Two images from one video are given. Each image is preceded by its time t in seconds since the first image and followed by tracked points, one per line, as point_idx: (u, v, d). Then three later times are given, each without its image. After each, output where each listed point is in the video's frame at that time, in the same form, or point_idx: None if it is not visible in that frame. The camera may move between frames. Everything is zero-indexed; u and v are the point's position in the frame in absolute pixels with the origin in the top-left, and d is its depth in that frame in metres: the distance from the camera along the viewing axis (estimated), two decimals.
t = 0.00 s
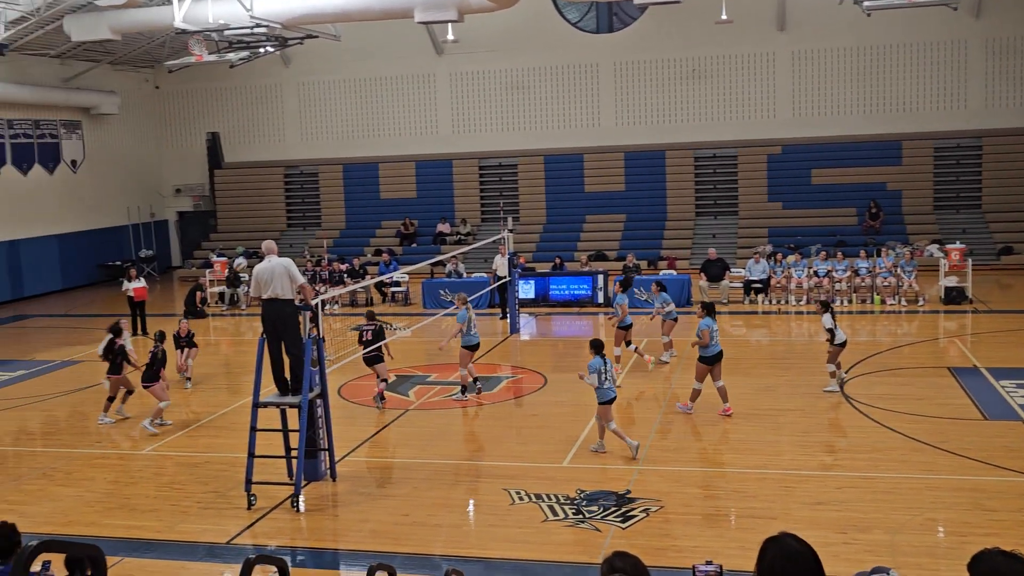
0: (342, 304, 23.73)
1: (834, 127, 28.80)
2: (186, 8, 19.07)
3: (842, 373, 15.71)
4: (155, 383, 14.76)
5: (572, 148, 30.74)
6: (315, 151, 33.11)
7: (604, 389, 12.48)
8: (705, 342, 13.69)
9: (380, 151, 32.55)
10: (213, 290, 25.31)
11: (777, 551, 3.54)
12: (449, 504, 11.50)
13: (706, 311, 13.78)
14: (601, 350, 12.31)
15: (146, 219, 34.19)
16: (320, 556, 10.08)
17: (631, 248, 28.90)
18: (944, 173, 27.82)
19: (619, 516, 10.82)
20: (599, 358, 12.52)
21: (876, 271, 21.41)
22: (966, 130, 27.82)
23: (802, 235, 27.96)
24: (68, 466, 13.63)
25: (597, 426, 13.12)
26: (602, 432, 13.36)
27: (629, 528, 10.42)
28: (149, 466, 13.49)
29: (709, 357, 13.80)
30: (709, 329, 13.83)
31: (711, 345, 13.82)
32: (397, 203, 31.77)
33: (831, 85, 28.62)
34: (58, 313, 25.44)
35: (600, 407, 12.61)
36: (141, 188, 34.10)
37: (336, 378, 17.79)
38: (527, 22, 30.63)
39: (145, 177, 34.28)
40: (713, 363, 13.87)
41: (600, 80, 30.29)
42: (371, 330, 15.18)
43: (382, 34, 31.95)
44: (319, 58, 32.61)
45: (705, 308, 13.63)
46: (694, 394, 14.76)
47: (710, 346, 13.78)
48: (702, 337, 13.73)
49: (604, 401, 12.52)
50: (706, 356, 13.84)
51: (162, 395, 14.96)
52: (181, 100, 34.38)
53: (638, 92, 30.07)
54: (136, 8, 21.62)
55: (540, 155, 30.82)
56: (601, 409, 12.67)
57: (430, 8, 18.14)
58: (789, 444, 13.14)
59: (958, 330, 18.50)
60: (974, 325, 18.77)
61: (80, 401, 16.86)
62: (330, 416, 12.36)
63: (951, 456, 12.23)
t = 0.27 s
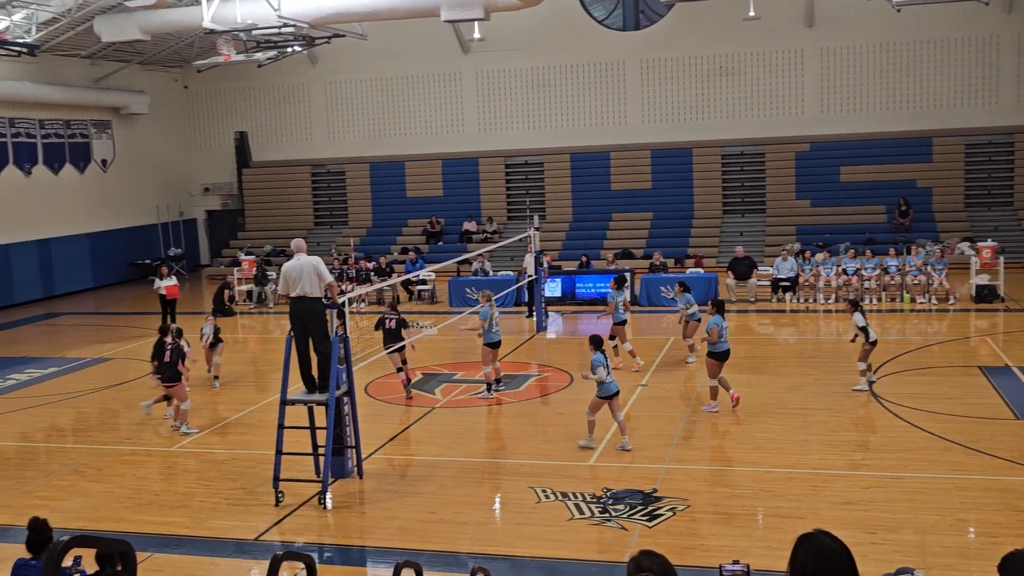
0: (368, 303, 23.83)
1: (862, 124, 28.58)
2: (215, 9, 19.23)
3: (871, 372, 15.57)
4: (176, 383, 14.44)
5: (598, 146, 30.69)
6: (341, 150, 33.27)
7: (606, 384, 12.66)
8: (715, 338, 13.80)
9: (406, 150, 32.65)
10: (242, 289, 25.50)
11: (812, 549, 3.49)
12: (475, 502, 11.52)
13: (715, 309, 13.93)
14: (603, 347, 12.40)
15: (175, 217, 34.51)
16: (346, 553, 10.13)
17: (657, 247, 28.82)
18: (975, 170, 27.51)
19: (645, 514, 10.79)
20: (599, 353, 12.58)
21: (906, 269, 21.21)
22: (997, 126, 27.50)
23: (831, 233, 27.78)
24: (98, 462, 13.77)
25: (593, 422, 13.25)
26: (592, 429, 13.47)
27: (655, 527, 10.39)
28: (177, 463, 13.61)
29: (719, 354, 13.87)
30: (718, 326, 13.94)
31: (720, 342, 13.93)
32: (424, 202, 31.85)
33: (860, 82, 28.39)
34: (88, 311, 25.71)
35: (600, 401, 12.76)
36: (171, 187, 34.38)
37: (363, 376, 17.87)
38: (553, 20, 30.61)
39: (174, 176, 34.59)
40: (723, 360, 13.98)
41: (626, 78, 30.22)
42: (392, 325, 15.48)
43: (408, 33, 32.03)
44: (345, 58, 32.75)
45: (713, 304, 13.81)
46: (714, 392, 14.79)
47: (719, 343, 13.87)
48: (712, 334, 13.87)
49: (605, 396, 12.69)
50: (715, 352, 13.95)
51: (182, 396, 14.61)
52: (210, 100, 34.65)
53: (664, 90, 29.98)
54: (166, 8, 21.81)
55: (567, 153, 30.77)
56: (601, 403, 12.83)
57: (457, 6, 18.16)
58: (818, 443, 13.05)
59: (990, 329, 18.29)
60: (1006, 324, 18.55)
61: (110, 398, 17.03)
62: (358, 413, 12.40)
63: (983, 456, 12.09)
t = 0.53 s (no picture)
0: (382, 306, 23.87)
1: (878, 127, 28.49)
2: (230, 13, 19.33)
3: (887, 376, 15.50)
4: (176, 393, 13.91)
5: (612, 149, 30.68)
6: (356, 154, 33.37)
7: (589, 384, 12.94)
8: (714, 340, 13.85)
9: (420, 153, 32.70)
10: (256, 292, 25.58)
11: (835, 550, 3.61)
12: (489, 505, 11.51)
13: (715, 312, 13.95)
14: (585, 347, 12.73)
15: (189, 220, 34.66)
16: (360, 555, 10.13)
17: (671, 250, 28.75)
18: (992, 173, 27.32)
19: (659, 518, 10.76)
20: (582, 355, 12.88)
21: (922, 273, 21.08)
22: (1014, 128, 27.32)
23: (846, 236, 27.62)
24: (113, 464, 13.84)
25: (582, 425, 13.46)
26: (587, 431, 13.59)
27: (669, 531, 10.37)
28: (192, 465, 13.66)
29: (719, 355, 13.88)
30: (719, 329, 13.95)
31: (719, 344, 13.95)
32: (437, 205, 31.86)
33: (875, 85, 28.30)
34: (104, 313, 25.85)
35: (584, 401, 13.01)
36: (187, 191, 34.57)
37: (377, 379, 17.90)
38: (567, 22, 30.61)
39: (189, 179, 34.75)
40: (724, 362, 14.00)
41: (640, 81, 30.21)
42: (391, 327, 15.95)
43: (422, 37, 32.08)
44: (360, 61, 32.86)
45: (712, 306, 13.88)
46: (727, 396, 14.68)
47: (719, 345, 13.90)
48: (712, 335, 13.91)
49: (588, 395, 12.96)
50: (715, 353, 13.99)
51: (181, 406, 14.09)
52: (225, 103, 34.82)
53: (677, 93, 29.95)
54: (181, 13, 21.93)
55: (580, 156, 30.75)
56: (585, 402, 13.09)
57: (470, 9, 18.22)
58: (833, 447, 13.00)
59: (1006, 333, 18.16)
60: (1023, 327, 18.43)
61: (125, 400, 17.11)
62: (371, 417, 12.41)
63: (1000, 461, 12.01)
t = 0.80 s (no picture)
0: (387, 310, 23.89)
1: (884, 131, 28.44)
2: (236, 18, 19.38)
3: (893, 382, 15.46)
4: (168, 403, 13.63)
5: (618, 154, 30.67)
6: (362, 159, 33.43)
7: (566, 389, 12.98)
8: (709, 342, 14.09)
9: (427, 158, 32.73)
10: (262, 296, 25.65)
11: (847, 555, 3.75)
12: (494, 510, 11.50)
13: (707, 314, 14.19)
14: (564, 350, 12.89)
15: (196, 224, 34.73)
16: (365, 560, 10.13)
17: (677, 255, 28.74)
18: (999, 178, 27.26)
19: (665, 524, 10.74)
20: (561, 358, 13.07)
21: (929, 278, 21.03)
22: (1021, 133, 27.27)
23: (853, 241, 27.59)
24: (119, 468, 13.86)
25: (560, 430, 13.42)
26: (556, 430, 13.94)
27: (675, 536, 10.35)
28: (198, 469, 13.67)
29: (712, 358, 14.21)
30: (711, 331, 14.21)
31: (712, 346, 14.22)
32: (443, 210, 31.88)
33: (882, 90, 28.26)
34: (110, 318, 25.92)
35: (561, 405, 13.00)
36: (194, 195, 34.67)
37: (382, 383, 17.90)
38: (573, 27, 30.62)
39: (195, 184, 34.82)
40: (716, 364, 14.30)
41: (646, 86, 30.20)
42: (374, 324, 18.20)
43: (429, 42, 32.13)
44: (366, 66, 32.91)
45: (706, 309, 14.07)
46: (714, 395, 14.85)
47: (713, 347, 14.18)
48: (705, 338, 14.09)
49: (565, 400, 12.96)
50: (709, 356, 14.25)
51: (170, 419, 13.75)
52: (231, 108, 34.89)
53: (683, 98, 29.96)
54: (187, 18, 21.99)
55: (587, 160, 30.74)
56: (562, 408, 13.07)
57: (476, 14, 17.92)
58: (839, 453, 12.97)
59: (1013, 338, 18.10)
60: None
61: (131, 404, 17.14)
62: (377, 421, 12.41)
63: (1006, 467, 11.97)
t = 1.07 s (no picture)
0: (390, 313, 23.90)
1: (888, 135, 28.40)
2: (240, 22, 19.43)
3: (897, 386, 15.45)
4: (158, 407, 13.29)
5: (621, 157, 30.66)
6: (366, 162, 33.45)
7: (545, 387, 13.24)
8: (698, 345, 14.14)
9: (430, 161, 32.75)
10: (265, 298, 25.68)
11: (854, 557, 3.76)
12: (496, 513, 11.50)
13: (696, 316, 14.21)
14: (545, 351, 13.03)
15: (200, 227, 34.77)
16: (368, 563, 10.13)
17: (680, 258, 28.72)
18: (1003, 182, 27.21)
19: (667, 527, 10.73)
20: (544, 358, 13.23)
21: (932, 282, 21.02)
22: None
23: (856, 245, 27.56)
24: (121, 471, 13.86)
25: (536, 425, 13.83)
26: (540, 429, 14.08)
27: (678, 540, 10.34)
28: (200, 472, 13.67)
29: (702, 360, 14.18)
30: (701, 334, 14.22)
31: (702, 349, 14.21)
32: (446, 212, 31.89)
33: (885, 93, 28.24)
34: (113, 320, 25.94)
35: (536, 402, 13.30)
36: (197, 198, 34.71)
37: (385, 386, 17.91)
38: (577, 30, 30.64)
39: (199, 187, 34.86)
40: (707, 366, 14.28)
41: (649, 89, 30.20)
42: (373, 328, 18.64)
43: (432, 45, 32.15)
44: (369, 69, 32.95)
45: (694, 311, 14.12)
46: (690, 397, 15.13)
47: (703, 349, 14.22)
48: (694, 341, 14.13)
49: (542, 398, 13.25)
50: (699, 359, 14.25)
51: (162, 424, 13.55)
52: (235, 111, 34.95)
53: (687, 101, 29.96)
54: (191, 21, 22.03)
55: (590, 164, 30.73)
56: (540, 404, 13.40)
57: (479, 17, 17.77)
58: (842, 457, 12.95)
59: (1017, 342, 18.07)
60: None
61: (134, 407, 17.16)
62: (379, 424, 12.40)
63: (1010, 471, 11.95)
